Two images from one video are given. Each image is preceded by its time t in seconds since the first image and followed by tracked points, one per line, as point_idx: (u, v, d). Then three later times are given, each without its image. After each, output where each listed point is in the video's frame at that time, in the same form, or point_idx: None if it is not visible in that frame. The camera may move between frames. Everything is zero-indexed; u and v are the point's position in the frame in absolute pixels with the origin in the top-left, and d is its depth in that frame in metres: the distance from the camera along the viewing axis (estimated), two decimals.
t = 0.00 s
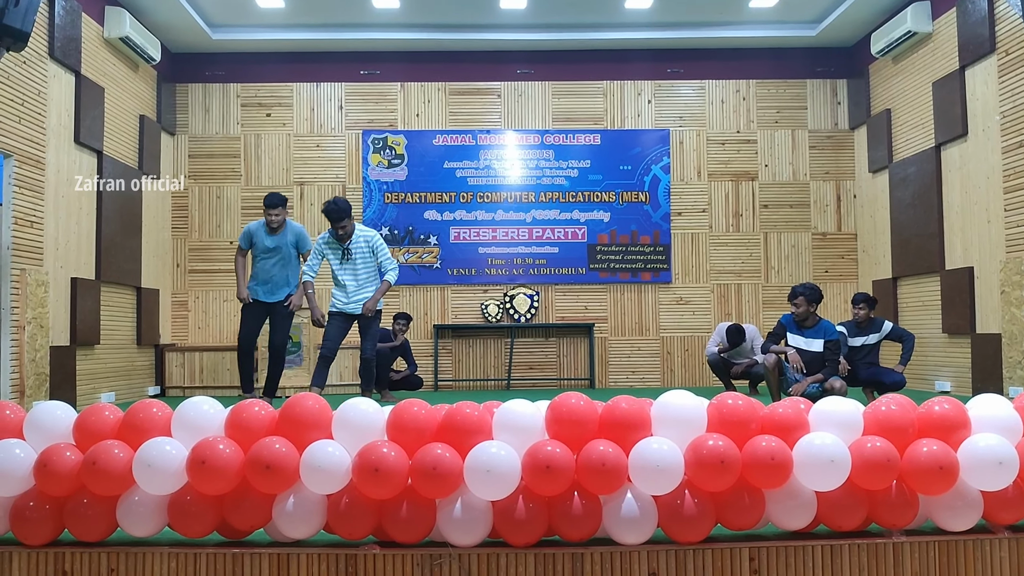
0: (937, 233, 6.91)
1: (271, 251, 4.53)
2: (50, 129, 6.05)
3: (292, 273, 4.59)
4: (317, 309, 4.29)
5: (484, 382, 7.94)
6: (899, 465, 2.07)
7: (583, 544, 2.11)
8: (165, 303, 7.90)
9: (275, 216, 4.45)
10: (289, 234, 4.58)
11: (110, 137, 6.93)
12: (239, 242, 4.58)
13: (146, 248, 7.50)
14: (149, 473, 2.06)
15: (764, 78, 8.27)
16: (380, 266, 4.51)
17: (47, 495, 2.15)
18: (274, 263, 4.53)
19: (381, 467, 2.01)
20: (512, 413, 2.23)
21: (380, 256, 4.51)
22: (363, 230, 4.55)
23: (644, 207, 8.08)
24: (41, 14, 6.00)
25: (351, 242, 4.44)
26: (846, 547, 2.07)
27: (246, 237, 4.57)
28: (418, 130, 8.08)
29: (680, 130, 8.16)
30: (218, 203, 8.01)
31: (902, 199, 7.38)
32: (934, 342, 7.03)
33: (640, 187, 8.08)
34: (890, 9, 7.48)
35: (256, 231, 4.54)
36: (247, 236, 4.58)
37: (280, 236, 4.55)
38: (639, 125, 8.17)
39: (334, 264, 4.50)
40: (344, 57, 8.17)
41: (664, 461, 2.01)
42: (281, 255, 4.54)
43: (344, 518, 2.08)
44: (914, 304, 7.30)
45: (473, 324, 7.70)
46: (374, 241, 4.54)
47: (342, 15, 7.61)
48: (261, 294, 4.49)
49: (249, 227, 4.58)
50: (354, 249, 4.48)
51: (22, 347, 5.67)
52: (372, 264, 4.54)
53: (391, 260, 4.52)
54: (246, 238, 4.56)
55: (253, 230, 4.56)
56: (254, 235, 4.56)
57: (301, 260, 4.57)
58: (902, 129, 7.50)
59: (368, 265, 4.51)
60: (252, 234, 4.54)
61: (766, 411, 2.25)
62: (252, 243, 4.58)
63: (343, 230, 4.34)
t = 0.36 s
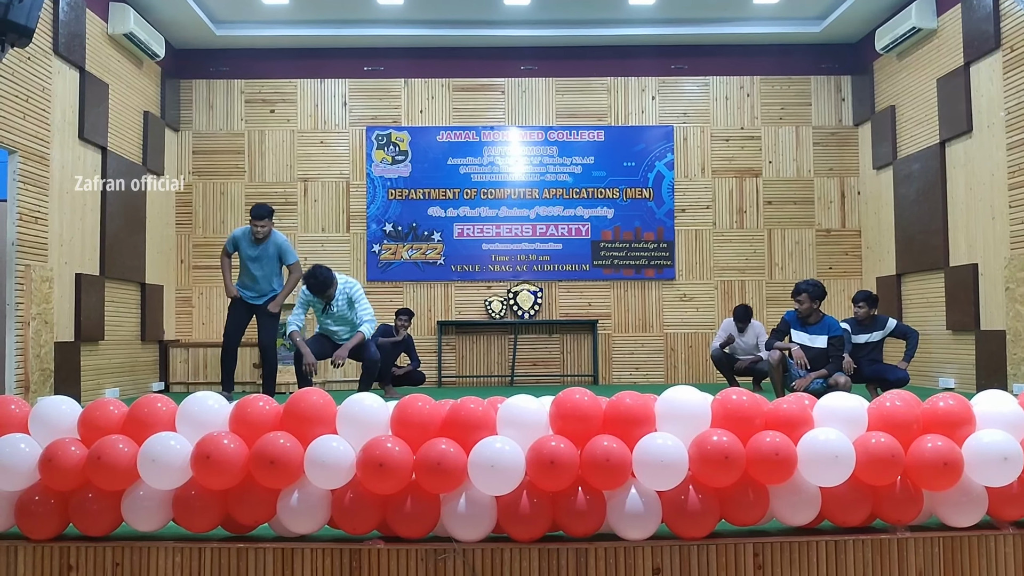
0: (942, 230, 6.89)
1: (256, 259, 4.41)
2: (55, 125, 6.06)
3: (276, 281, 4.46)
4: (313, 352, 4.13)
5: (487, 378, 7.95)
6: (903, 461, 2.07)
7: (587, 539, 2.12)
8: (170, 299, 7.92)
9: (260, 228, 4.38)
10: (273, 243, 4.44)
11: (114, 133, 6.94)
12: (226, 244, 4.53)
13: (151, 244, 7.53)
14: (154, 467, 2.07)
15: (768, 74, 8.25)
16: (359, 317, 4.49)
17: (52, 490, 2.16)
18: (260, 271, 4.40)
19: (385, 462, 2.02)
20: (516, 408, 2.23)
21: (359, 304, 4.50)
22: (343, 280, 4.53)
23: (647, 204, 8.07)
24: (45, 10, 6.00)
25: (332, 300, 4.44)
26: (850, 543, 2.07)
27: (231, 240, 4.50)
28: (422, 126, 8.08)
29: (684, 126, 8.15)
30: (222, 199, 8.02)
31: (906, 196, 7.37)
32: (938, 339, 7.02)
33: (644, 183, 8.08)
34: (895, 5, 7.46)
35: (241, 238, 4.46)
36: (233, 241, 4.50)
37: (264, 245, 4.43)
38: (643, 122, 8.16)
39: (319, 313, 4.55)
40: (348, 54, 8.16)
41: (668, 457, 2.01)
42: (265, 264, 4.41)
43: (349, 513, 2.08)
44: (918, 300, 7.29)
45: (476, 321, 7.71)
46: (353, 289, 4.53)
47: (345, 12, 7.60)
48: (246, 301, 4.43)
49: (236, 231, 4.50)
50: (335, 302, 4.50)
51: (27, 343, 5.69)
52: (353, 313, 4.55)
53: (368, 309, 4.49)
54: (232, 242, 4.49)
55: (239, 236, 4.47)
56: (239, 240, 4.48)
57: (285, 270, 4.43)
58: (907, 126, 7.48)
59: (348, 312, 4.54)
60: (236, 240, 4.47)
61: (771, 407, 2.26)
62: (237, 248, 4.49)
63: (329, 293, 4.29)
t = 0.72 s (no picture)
0: (946, 226, 6.88)
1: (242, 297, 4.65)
2: (58, 120, 6.07)
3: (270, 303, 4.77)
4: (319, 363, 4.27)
5: (490, 375, 7.96)
6: (907, 457, 2.07)
7: (590, 534, 2.12)
8: (173, 295, 7.93)
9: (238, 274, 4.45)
10: (251, 275, 4.63)
11: (118, 129, 6.95)
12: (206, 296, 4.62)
13: (154, 239, 7.53)
14: (157, 462, 2.07)
15: (772, 70, 8.23)
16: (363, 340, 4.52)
17: (56, 484, 2.16)
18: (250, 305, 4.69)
19: (389, 457, 2.02)
20: (520, 403, 2.24)
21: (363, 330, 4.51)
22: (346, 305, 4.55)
23: (651, 200, 8.06)
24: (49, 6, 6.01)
25: (336, 324, 4.43)
26: (854, 538, 2.06)
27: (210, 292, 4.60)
28: (425, 122, 8.07)
29: (688, 122, 8.14)
30: (225, 194, 8.02)
31: (910, 192, 7.36)
32: (942, 335, 7.01)
33: (648, 179, 8.07)
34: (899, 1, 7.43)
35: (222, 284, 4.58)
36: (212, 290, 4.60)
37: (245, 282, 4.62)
38: (647, 118, 8.14)
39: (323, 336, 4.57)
40: (351, 49, 8.16)
41: (671, 452, 2.01)
42: (253, 298, 4.68)
43: (352, 508, 2.09)
44: (922, 297, 7.29)
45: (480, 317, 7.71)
46: (357, 316, 4.55)
47: (349, 7, 7.60)
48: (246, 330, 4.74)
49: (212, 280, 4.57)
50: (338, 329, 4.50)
51: (30, 338, 5.70)
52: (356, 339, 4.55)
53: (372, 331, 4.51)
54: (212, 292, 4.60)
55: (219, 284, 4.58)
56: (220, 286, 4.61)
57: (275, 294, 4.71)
58: (910, 122, 7.46)
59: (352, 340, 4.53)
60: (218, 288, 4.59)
61: (774, 403, 2.26)
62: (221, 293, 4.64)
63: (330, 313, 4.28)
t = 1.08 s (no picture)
0: (949, 224, 6.87)
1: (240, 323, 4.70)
2: (61, 117, 6.08)
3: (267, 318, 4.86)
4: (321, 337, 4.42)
5: (493, 371, 7.97)
6: (910, 454, 2.07)
7: (593, 532, 2.12)
8: (176, 292, 7.94)
9: (237, 300, 4.46)
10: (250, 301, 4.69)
11: (121, 126, 6.96)
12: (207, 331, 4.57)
13: (157, 236, 7.54)
14: (161, 458, 2.08)
15: (775, 67, 8.22)
16: (371, 340, 4.49)
17: (60, 481, 2.17)
18: (247, 331, 4.75)
19: (392, 454, 2.03)
20: (523, 401, 2.24)
21: (372, 330, 4.49)
22: (362, 302, 4.54)
23: (654, 197, 8.05)
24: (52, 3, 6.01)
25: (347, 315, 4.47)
26: (857, 536, 2.06)
27: (211, 327, 4.56)
28: (427, 119, 8.07)
29: (690, 119, 8.12)
30: (228, 191, 8.03)
31: (913, 189, 7.35)
32: (944, 333, 7.01)
33: (650, 176, 8.06)
34: None
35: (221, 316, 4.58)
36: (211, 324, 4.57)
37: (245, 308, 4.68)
38: (649, 115, 8.13)
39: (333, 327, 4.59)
40: (354, 46, 8.16)
41: (674, 449, 2.01)
42: (251, 324, 4.75)
43: (355, 504, 2.09)
44: (925, 295, 7.28)
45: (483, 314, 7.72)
46: (371, 315, 4.53)
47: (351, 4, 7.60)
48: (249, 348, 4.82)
49: (210, 316, 4.54)
50: (351, 321, 4.53)
51: (34, 335, 5.71)
52: (365, 337, 4.54)
53: (382, 334, 4.48)
54: (212, 326, 4.57)
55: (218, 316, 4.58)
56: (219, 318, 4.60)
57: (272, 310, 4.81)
58: (914, 120, 7.45)
59: (361, 337, 4.54)
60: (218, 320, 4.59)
61: (777, 401, 2.26)
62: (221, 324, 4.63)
63: (341, 301, 4.29)
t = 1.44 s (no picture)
0: (950, 221, 6.87)
1: (237, 323, 4.71)
2: (63, 115, 6.08)
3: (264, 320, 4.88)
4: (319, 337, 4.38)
5: (494, 369, 7.97)
6: (911, 452, 2.07)
7: (594, 529, 2.13)
8: (177, 289, 7.94)
9: (235, 294, 4.55)
10: (247, 299, 4.74)
11: (122, 124, 6.96)
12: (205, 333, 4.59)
13: (158, 233, 7.54)
14: (162, 455, 2.09)
15: (777, 65, 8.21)
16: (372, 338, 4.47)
17: (61, 478, 2.17)
18: (245, 332, 4.75)
19: (393, 451, 2.03)
20: (525, 398, 2.24)
21: (373, 329, 4.47)
22: (363, 299, 4.54)
23: (655, 195, 8.05)
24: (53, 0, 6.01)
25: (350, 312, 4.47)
26: (857, 534, 2.06)
27: (211, 327, 4.60)
28: (429, 116, 8.06)
29: (692, 117, 8.11)
30: (229, 189, 8.03)
31: (915, 187, 7.34)
32: (945, 331, 7.01)
33: (651, 174, 8.06)
34: None
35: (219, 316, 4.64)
36: (209, 326, 4.61)
37: (242, 307, 4.71)
38: (651, 113, 8.13)
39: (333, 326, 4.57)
40: (355, 44, 8.15)
41: (675, 447, 2.01)
42: (248, 324, 4.76)
43: (356, 502, 2.09)
44: (926, 293, 7.27)
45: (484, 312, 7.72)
46: (373, 313, 4.52)
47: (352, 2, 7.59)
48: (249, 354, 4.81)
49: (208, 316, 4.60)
50: (353, 319, 4.52)
51: (35, 332, 5.71)
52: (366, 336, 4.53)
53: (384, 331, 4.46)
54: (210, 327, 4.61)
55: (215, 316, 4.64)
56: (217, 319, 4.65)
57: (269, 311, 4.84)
58: (915, 118, 7.44)
59: (362, 335, 4.53)
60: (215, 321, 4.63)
61: (778, 398, 2.26)
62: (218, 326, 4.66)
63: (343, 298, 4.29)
